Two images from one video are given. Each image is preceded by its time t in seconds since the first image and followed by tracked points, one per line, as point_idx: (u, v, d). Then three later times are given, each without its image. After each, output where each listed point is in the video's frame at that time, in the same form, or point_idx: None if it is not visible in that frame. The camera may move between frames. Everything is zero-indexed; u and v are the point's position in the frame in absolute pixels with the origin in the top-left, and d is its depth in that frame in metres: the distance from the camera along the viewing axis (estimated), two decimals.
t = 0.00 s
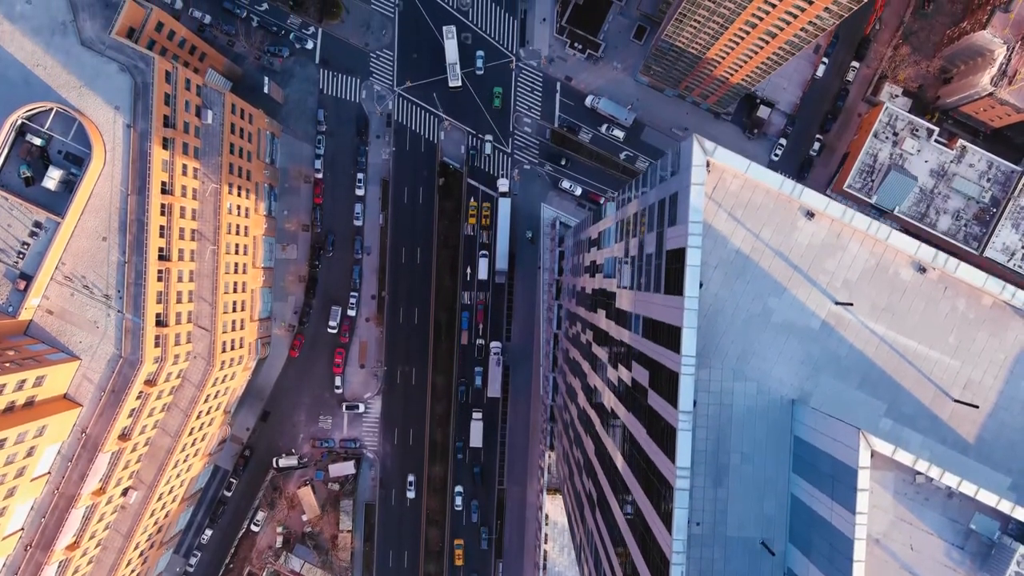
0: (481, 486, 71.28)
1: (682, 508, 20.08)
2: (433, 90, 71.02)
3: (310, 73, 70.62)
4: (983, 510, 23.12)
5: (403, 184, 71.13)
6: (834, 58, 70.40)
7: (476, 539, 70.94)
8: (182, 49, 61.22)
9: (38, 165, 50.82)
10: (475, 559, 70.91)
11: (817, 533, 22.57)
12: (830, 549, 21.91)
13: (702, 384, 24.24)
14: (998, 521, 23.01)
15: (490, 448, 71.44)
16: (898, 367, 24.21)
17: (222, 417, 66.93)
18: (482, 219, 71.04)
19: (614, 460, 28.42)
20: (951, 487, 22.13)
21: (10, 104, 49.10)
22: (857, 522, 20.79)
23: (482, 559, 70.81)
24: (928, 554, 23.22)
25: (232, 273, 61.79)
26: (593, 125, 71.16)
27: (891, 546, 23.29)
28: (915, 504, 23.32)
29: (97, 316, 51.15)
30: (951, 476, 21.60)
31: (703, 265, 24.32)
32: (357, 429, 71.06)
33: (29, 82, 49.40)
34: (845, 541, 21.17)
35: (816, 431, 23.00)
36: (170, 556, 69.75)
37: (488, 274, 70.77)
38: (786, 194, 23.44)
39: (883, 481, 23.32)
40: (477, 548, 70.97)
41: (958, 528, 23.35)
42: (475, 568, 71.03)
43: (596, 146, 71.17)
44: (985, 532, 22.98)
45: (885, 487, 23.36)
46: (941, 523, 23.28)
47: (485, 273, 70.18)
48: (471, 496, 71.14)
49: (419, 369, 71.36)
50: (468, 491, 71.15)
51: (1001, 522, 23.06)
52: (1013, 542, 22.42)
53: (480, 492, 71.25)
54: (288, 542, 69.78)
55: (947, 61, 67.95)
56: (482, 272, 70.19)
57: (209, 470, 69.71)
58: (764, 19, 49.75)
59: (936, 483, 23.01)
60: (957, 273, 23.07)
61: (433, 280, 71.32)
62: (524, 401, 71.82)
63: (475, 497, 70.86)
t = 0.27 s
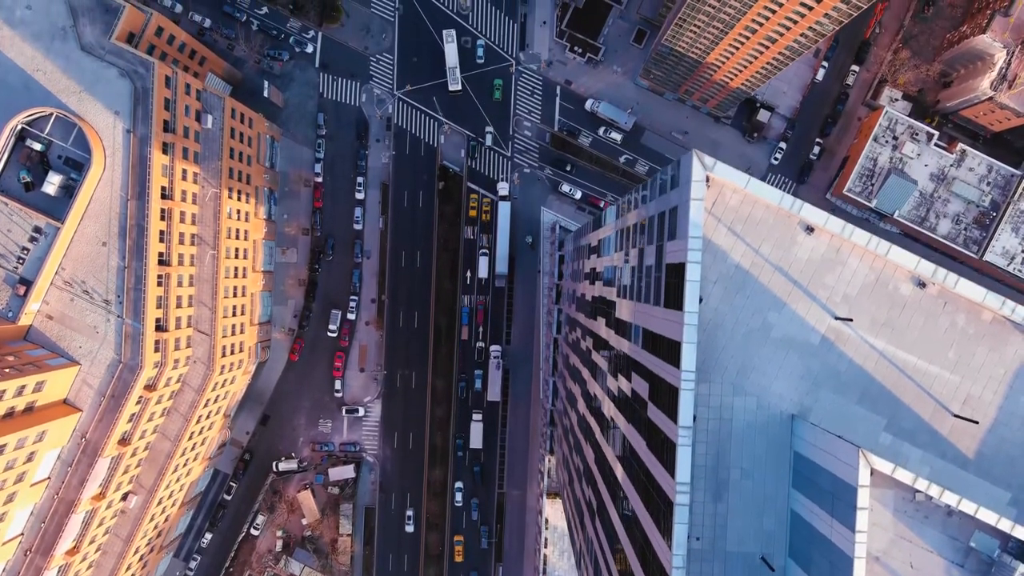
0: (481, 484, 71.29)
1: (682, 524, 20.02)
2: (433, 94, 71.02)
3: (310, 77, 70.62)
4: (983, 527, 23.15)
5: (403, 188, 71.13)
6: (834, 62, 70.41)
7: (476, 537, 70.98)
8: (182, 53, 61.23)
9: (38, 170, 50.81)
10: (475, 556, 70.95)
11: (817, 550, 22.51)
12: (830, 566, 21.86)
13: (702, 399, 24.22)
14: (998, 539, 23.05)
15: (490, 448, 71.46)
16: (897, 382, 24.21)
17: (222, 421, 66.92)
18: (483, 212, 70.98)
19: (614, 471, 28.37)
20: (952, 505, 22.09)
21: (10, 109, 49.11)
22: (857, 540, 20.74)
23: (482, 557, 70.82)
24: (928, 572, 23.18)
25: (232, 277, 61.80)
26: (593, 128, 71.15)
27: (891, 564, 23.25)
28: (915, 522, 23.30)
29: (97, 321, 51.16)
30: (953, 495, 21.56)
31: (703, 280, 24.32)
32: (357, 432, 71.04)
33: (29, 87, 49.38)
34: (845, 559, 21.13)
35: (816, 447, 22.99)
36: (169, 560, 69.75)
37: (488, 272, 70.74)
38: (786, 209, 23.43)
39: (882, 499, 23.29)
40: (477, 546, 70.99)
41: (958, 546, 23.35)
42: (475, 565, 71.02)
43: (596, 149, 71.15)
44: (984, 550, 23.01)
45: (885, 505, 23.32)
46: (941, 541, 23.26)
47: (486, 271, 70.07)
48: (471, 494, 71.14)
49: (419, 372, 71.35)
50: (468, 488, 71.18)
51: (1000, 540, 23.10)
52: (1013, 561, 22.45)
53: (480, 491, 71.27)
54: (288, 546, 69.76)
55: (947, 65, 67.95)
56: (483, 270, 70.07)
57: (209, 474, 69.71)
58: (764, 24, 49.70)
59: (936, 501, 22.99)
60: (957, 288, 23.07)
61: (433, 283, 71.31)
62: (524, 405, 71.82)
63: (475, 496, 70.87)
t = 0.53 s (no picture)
0: (482, 484, 71.28)
1: (682, 539, 20.00)
2: (433, 98, 71.03)
3: (310, 81, 70.63)
4: (982, 545, 23.19)
5: (403, 192, 71.14)
6: (833, 66, 70.44)
7: (476, 535, 70.97)
8: (182, 58, 61.24)
9: (38, 175, 50.80)
10: (476, 554, 70.94)
11: (816, 566, 22.46)
12: None
13: (701, 415, 24.19)
14: (997, 557, 23.10)
15: (490, 450, 71.47)
16: (897, 397, 24.24)
17: (222, 426, 66.91)
18: (483, 206, 70.91)
19: (614, 482, 28.34)
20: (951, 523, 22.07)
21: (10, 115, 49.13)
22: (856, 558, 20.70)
23: (482, 556, 70.83)
24: None
25: (232, 282, 61.81)
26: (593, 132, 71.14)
27: None
28: (915, 540, 23.23)
29: (97, 326, 51.17)
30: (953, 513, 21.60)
31: (702, 295, 24.30)
32: (357, 436, 71.03)
33: (29, 93, 49.39)
34: None
35: (815, 464, 22.98)
36: (170, 564, 69.74)
37: (488, 269, 70.73)
38: (786, 224, 23.42)
39: (882, 517, 23.22)
40: (477, 545, 70.99)
41: (958, 564, 23.36)
42: (475, 564, 70.94)
43: (596, 153, 71.15)
44: (984, 568, 23.05)
45: (885, 523, 23.24)
46: (941, 558, 23.24)
47: (486, 269, 70.00)
48: (471, 494, 71.11)
49: (419, 377, 71.35)
50: (467, 486, 71.15)
51: (1000, 558, 23.14)
52: None
53: (480, 490, 71.26)
54: (288, 550, 69.76)
55: (947, 69, 67.98)
56: (483, 268, 70.02)
57: (209, 478, 69.68)
58: (764, 29, 49.70)
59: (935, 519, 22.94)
60: (957, 303, 23.09)
61: (433, 287, 71.30)
62: (524, 409, 71.80)
63: (475, 494, 70.88)
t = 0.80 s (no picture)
0: (482, 485, 71.24)
1: (682, 555, 19.97)
2: (433, 102, 71.05)
3: (310, 85, 70.64)
4: (982, 563, 23.16)
5: (403, 196, 71.16)
6: (833, 70, 70.44)
7: (476, 535, 70.98)
8: (182, 63, 61.25)
9: (37, 181, 50.78)
10: (476, 554, 70.93)
11: None
12: None
13: (701, 430, 24.16)
14: None
15: (490, 452, 71.44)
16: (897, 413, 24.24)
17: (222, 430, 66.92)
18: (484, 199, 70.98)
19: (614, 493, 28.31)
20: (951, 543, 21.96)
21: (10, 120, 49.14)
22: None
23: (483, 557, 70.81)
24: None
25: (232, 286, 61.81)
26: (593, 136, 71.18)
27: None
28: (915, 558, 23.09)
29: (97, 331, 51.16)
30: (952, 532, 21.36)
31: (702, 310, 24.29)
32: (357, 440, 71.03)
33: (29, 98, 49.38)
34: None
35: (815, 480, 22.96)
36: (169, 568, 69.76)
37: (488, 268, 70.78)
38: (785, 240, 23.42)
39: (882, 536, 23.09)
40: (477, 545, 71.01)
41: None
42: (475, 563, 70.92)
43: (596, 157, 71.15)
44: None
45: (885, 542, 23.11)
46: None
47: (486, 266, 70.19)
48: (471, 495, 71.08)
49: (419, 381, 71.34)
50: (467, 484, 71.15)
51: None
52: None
53: (480, 491, 71.22)
54: (288, 554, 69.77)
55: (947, 73, 68.00)
56: (483, 265, 70.19)
57: (209, 482, 69.67)
58: (764, 35, 49.70)
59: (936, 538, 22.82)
60: (956, 319, 23.14)
61: (433, 291, 71.31)
62: (523, 413, 71.80)
63: (475, 494, 70.87)
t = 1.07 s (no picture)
0: (481, 486, 71.24)
1: (682, 571, 19.97)
2: (433, 106, 71.05)
3: (310, 89, 70.63)
4: None
5: (403, 200, 71.15)
6: (833, 74, 70.44)
7: (476, 534, 70.96)
8: (181, 67, 61.22)
9: (37, 187, 50.76)
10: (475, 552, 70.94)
11: None
12: None
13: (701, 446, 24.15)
14: None
15: (490, 455, 71.45)
16: (896, 428, 24.29)
17: (221, 434, 66.89)
18: (485, 191, 70.87)
19: (614, 504, 28.30)
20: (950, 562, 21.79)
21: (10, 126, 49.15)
22: None
23: (483, 556, 70.84)
24: None
25: (232, 291, 61.80)
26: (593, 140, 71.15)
27: None
28: None
29: (96, 337, 51.16)
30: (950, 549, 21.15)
31: (701, 326, 24.30)
32: (356, 444, 71.00)
33: (28, 103, 49.38)
34: None
35: (814, 496, 22.98)
36: (169, 572, 69.71)
37: (488, 266, 70.72)
38: (784, 256, 23.41)
39: (880, 554, 22.86)
40: (477, 544, 70.99)
41: None
42: (475, 561, 70.93)
43: (596, 161, 71.14)
44: None
45: (884, 560, 22.87)
46: None
47: (486, 263, 70.12)
48: (471, 496, 71.04)
49: (418, 385, 71.33)
50: (468, 483, 71.18)
51: None
52: None
53: (480, 492, 71.20)
54: (288, 558, 69.77)
55: (946, 77, 68.03)
56: (483, 262, 70.10)
57: (208, 486, 69.62)
58: (764, 40, 49.68)
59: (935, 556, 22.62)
60: (956, 335, 23.14)
61: (433, 295, 71.29)
62: (523, 417, 71.79)
63: (475, 495, 70.87)
